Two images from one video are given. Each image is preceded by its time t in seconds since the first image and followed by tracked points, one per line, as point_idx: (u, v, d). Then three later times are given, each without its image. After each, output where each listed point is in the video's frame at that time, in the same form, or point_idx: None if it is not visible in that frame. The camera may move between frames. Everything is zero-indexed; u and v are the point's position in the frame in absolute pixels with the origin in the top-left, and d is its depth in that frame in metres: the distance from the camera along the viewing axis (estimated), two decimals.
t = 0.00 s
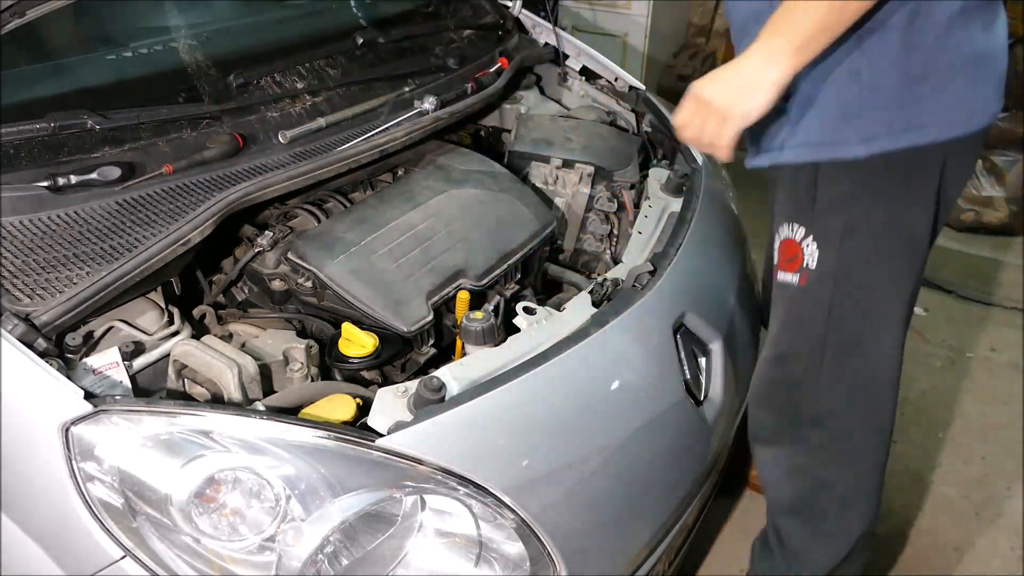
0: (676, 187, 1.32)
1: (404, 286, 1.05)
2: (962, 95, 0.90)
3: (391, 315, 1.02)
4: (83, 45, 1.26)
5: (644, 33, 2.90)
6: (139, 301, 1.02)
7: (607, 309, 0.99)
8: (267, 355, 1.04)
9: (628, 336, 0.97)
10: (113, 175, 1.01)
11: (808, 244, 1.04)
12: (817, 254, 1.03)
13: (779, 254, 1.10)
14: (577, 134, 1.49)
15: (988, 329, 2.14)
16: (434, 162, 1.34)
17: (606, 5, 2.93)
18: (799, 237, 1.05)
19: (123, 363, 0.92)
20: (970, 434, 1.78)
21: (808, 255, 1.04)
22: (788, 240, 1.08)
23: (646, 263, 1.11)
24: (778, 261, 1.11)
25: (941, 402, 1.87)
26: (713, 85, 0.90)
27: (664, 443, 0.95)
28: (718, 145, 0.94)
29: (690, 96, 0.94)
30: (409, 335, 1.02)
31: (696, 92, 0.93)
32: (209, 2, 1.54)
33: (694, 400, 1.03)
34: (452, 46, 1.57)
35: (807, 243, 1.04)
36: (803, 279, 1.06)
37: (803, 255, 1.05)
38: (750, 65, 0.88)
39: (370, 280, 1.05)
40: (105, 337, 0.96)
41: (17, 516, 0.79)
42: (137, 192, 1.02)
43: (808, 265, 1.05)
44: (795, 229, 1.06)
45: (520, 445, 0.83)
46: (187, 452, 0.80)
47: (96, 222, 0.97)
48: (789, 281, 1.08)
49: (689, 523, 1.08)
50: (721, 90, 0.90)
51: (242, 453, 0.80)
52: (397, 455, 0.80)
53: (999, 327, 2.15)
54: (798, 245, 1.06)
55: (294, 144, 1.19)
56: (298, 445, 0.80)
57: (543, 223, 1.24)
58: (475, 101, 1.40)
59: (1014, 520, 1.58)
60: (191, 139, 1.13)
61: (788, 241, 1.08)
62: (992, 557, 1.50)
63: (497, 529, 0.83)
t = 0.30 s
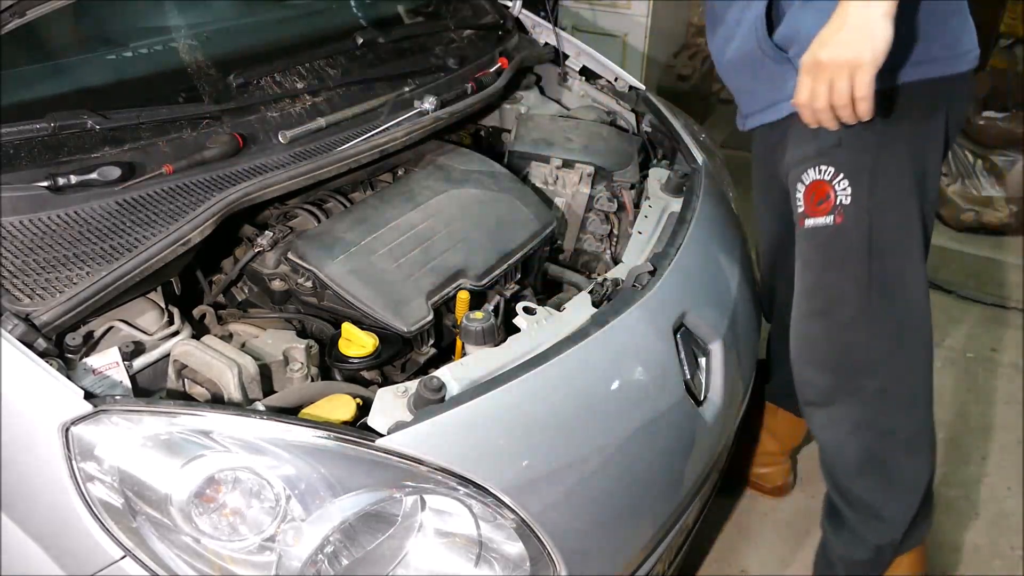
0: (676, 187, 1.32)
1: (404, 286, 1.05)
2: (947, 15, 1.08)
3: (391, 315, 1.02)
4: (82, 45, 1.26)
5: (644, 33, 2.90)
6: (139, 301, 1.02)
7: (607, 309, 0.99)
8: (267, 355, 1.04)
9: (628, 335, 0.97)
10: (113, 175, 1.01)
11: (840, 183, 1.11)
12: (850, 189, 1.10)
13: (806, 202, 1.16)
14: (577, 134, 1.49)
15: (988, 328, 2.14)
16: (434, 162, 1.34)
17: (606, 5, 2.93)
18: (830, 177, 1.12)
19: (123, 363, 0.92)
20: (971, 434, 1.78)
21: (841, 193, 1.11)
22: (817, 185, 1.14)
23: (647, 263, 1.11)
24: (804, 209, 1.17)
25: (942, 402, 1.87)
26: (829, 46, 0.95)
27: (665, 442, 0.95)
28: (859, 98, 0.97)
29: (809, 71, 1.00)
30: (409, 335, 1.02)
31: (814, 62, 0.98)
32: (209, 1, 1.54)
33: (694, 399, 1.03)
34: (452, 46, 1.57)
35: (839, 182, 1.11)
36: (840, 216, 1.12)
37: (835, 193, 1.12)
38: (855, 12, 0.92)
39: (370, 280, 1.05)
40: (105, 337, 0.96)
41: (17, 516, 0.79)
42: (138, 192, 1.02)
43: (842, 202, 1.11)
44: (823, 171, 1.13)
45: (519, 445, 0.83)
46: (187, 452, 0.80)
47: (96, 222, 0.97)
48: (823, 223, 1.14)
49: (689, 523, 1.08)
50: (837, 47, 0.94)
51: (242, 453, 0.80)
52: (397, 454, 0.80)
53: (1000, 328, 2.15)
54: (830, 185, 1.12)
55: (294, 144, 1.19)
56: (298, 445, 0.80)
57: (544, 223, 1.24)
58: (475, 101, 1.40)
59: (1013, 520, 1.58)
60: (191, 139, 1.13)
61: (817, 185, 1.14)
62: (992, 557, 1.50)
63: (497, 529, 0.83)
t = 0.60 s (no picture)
0: (676, 186, 1.32)
1: (404, 286, 1.05)
2: None
3: (391, 315, 1.02)
4: (82, 45, 1.26)
5: (645, 34, 2.90)
6: (139, 301, 1.02)
7: (607, 309, 0.99)
8: (267, 355, 1.04)
9: (628, 335, 0.97)
10: (113, 176, 1.01)
11: (856, 158, 1.11)
12: (866, 163, 1.10)
13: (820, 180, 1.16)
14: (577, 134, 1.49)
15: (988, 328, 2.14)
16: (434, 162, 1.34)
17: (606, 5, 2.93)
18: (846, 152, 1.12)
19: (123, 363, 0.92)
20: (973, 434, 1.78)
21: (857, 167, 1.11)
22: (831, 163, 1.14)
23: (647, 263, 1.11)
24: (818, 188, 1.17)
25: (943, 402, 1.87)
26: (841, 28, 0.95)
27: (666, 442, 0.95)
28: (873, 79, 0.96)
29: (822, 55, 1.00)
30: (409, 335, 1.02)
31: (828, 46, 0.98)
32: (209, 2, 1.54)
33: (694, 399, 1.03)
34: (452, 46, 1.57)
35: (854, 157, 1.11)
36: (858, 192, 1.11)
37: (852, 169, 1.11)
38: None
39: (370, 280, 1.05)
40: (105, 337, 0.96)
41: (17, 516, 0.78)
42: (137, 192, 1.02)
43: (859, 177, 1.11)
44: (838, 148, 1.12)
45: (520, 445, 0.83)
46: (187, 452, 0.80)
47: (96, 222, 0.97)
48: (841, 199, 1.13)
49: (689, 522, 1.08)
50: (850, 29, 0.94)
51: (242, 453, 0.80)
52: (397, 454, 0.80)
53: (1001, 327, 2.15)
54: (846, 161, 1.12)
55: (294, 144, 1.19)
56: (299, 446, 0.80)
57: (544, 223, 1.24)
58: (475, 101, 1.40)
59: (1014, 521, 1.57)
60: (191, 139, 1.13)
61: (831, 164, 1.14)
62: (993, 557, 1.50)
63: (497, 529, 0.82)
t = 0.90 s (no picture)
0: (676, 186, 1.31)
1: (404, 286, 1.05)
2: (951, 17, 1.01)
3: (391, 315, 1.01)
4: (82, 45, 1.26)
5: (645, 34, 2.90)
6: (139, 301, 1.02)
7: (607, 309, 0.99)
8: (267, 355, 1.04)
9: (628, 336, 0.97)
10: (113, 176, 1.01)
11: (854, 176, 1.10)
12: (864, 181, 1.09)
13: (818, 196, 1.15)
14: (577, 134, 1.49)
15: (988, 328, 2.14)
16: (434, 162, 1.34)
17: (606, 5, 2.93)
18: (844, 169, 1.11)
19: (123, 363, 0.92)
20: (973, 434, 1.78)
21: (854, 185, 1.10)
22: (829, 179, 1.13)
23: (647, 263, 1.11)
24: (816, 203, 1.16)
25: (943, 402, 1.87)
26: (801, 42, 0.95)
27: (666, 442, 0.95)
28: (821, 99, 0.97)
29: (778, 66, 1.00)
30: (409, 335, 1.02)
31: (785, 59, 0.98)
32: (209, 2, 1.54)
33: (694, 399, 1.03)
34: (451, 46, 1.57)
35: (852, 175, 1.10)
36: (854, 210, 1.11)
37: (849, 187, 1.11)
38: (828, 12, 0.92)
39: (370, 280, 1.05)
40: (105, 337, 0.96)
41: (17, 516, 0.79)
42: (137, 192, 1.02)
43: (856, 196, 1.10)
44: (836, 164, 1.11)
45: (520, 446, 0.83)
46: (187, 452, 0.80)
47: (95, 222, 0.97)
48: (837, 216, 1.13)
49: (689, 522, 1.08)
50: (807, 45, 0.94)
51: (242, 453, 0.80)
52: (397, 454, 0.80)
53: (1001, 327, 2.15)
54: (843, 177, 1.11)
55: (294, 144, 1.19)
56: (299, 445, 0.80)
57: (544, 223, 1.24)
58: (476, 101, 1.40)
59: (1013, 520, 1.58)
60: (191, 139, 1.13)
61: (829, 180, 1.13)
62: (993, 557, 1.50)
63: (497, 529, 0.82)
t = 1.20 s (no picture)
0: (676, 187, 1.31)
1: (404, 286, 1.05)
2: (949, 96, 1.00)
3: (391, 315, 1.01)
4: (82, 45, 1.26)
5: (645, 34, 2.90)
6: (139, 301, 1.02)
7: (607, 309, 0.99)
8: (267, 355, 1.04)
9: (628, 336, 0.97)
10: (113, 176, 1.01)
11: (848, 224, 1.07)
12: (858, 232, 1.06)
13: (812, 240, 1.12)
14: (577, 134, 1.49)
15: (988, 328, 2.15)
16: (434, 162, 1.34)
17: (606, 5, 2.93)
18: (838, 218, 1.08)
19: (123, 363, 0.92)
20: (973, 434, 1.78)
21: (848, 234, 1.07)
22: (822, 225, 1.10)
23: (647, 263, 1.11)
24: (809, 246, 1.13)
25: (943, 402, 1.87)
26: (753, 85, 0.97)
27: (665, 443, 0.95)
28: (753, 149, 1.01)
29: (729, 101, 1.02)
30: (409, 335, 1.02)
31: (733, 97, 1.00)
32: (209, 2, 1.54)
33: (694, 400, 1.03)
34: (451, 46, 1.57)
35: (847, 224, 1.07)
36: (846, 258, 1.08)
37: (843, 235, 1.08)
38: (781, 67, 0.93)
39: (370, 280, 1.05)
40: (105, 337, 0.96)
41: (17, 515, 0.79)
42: (137, 192, 1.02)
43: (849, 245, 1.07)
44: (832, 211, 1.09)
45: (520, 446, 0.83)
46: (187, 452, 0.80)
47: (95, 222, 0.97)
48: (829, 263, 1.10)
49: (690, 523, 1.08)
50: (753, 91, 0.96)
51: (242, 453, 0.80)
52: (397, 455, 0.80)
53: (1001, 327, 2.15)
54: (837, 226, 1.08)
55: (294, 144, 1.19)
56: (299, 445, 0.80)
57: (544, 223, 1.24)
58: (476, 101, 1.40)
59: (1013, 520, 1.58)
60: (191, 139, 1.13)
61: (823, 225, 1.10)
62: (992, 556, 1.51)
63: (497, 529, 0.82)
